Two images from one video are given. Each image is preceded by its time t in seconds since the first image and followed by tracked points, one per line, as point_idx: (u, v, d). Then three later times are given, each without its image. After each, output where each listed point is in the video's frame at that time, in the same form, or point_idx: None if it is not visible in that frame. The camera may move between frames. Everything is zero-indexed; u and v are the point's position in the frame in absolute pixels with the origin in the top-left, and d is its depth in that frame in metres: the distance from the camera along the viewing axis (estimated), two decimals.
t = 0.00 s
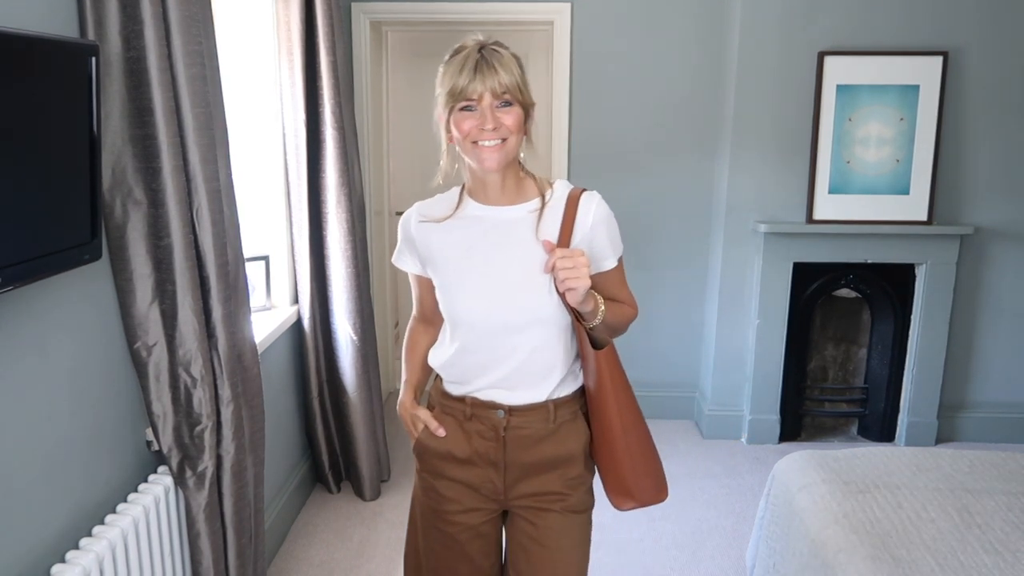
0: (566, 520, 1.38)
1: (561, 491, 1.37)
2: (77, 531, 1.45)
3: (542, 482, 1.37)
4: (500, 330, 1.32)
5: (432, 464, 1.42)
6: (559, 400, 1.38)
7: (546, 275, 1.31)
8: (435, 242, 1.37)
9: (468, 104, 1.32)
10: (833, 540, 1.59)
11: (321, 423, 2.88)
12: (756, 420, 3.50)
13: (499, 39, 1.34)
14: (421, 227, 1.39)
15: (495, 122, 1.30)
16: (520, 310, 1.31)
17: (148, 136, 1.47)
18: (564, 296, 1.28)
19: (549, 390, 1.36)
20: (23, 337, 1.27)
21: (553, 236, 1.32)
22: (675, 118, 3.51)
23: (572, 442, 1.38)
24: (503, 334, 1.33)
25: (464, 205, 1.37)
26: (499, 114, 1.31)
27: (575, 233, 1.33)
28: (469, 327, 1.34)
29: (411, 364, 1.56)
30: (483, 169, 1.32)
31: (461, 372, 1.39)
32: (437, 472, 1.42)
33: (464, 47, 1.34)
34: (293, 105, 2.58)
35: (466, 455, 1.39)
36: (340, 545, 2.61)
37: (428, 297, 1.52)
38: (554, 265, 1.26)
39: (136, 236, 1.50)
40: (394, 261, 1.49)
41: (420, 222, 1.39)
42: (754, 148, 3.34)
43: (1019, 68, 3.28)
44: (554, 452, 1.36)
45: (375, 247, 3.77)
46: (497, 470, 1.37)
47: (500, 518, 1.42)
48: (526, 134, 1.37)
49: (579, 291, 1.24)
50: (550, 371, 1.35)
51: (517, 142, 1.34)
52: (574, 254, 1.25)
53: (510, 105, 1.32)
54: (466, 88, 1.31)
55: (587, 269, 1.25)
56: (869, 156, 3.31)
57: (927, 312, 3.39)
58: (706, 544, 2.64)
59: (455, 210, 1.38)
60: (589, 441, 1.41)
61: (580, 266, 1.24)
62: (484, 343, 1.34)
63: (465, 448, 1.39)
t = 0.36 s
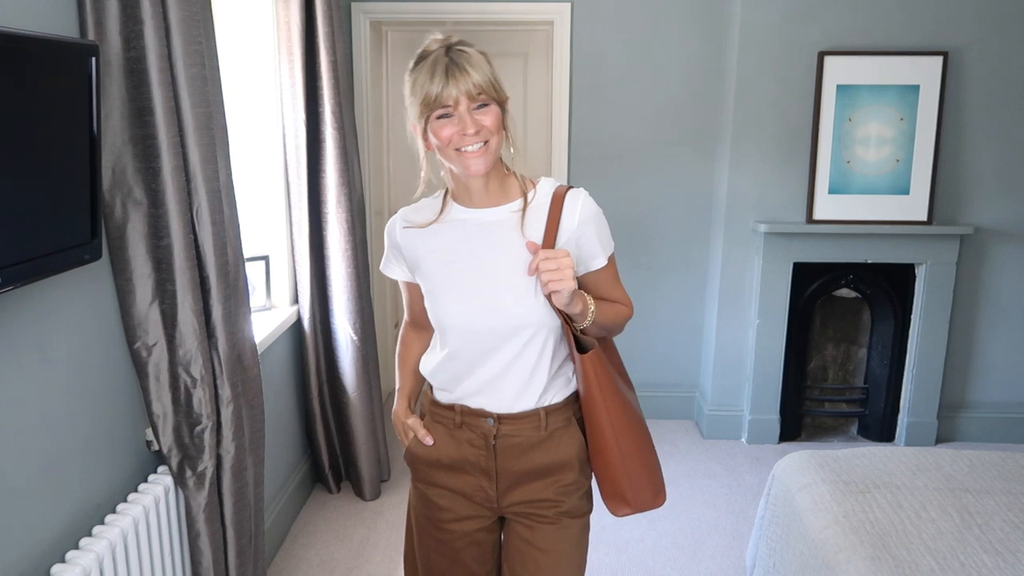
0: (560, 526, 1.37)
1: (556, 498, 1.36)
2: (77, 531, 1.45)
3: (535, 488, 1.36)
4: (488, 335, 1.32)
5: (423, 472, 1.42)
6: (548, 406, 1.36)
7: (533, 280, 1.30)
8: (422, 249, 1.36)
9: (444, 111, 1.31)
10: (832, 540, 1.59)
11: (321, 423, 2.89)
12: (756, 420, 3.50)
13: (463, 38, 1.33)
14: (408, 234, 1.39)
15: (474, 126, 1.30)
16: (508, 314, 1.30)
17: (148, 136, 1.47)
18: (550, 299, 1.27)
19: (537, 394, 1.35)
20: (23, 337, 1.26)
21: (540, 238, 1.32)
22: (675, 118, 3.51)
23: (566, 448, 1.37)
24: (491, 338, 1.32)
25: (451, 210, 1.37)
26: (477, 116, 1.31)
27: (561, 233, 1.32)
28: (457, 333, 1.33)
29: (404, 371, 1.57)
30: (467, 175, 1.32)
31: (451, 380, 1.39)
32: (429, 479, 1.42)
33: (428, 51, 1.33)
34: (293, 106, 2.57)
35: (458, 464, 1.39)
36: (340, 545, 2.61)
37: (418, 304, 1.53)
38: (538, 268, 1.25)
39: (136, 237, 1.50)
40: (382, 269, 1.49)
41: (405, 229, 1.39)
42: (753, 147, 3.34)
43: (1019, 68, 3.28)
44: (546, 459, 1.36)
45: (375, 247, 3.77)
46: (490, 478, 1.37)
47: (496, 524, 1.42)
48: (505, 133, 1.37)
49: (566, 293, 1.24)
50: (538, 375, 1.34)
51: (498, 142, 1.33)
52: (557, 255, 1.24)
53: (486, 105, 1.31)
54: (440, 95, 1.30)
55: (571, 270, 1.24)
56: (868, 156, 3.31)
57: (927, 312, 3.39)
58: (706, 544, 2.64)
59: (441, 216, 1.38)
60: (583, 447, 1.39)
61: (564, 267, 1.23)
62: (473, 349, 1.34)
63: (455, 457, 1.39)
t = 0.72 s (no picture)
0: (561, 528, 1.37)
1: (555, 502, 1.36)
2: (77, 532, 1.45)
3: (536, 491, 1.36)
4: (485, 338, 1.32)
5: (421, 477, 1.42)
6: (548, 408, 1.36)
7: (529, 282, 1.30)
8: (420, 253, 1.37)
9: (429, 116, 1.31)
10: (832, 540, 1.59)
11: (321, 423, 2.89)
12: (756, 421, 3.50)
13: (443, 39, 1.33)
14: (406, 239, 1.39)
15: (462, 131, 1.30)
16: (505, 317, 1.30)
17: (148, 136, 1.47)
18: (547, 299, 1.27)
19: (536, 396, 1.35)
20: (23, 338, 1.26)
21: (534, 238, 1.31)
22: (675, 118, 3.51)
23: (566, 451, 1.37)
24: (487, 342, 1.32)
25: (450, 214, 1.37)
26: (464, 120, 1.31)
27: (557, 232, 1.32)
28: (454, 337, 1.33)
29: (400, 378, 1.57)
30: (460, 179, 1.32)
31: (448, 386, 1.39)
32: (428, 484, 1.42)
33: (408, 56, 1.32)
34: (293, 106, 2.57)
35: (457, 469, 1.38)
36: (340, 545, 2.61)
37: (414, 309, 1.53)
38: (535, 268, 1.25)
39: (136, 237, 1.50)
40: (379, 275, 1.49)
41: (400, 235, 1.39)
42: (754, 147, 3.34)
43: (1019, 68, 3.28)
44: (545, 462, 1.36)
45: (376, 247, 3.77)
46: (489, 483, 1.37)
47: (496, 529, 1.42)
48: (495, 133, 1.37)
49: (563, 295, 1.24)
50: (535, 378, 1.34)
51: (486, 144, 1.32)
52: (554, 256, 1.24)
53: (472, 107, 1.31)
54: (424, 100, 1.30)
55: (568, 271, 1.24)
56: (868, 156, 3.31)
57: (928, 313, 3.39)
58: (706, 544, 2.64)
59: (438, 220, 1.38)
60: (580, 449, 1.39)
61: (562, 270, 1.23)
62: (470, 352, 1.34)
63: (454, 461, 1.38)
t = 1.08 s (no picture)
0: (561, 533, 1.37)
1: (556, 505, 1.36)
2: (77, 532, 1.45)
3: (536, 496, 1.36)
4: (483, 342, 1.32)
5: (420, 483, 1.42)
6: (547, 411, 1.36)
7: (529, 284, 1.30)
8: (417, 256, 1.36)
9: (427, 116, 1.31)
10: (832, 540, 1.59)
11: (321, 423, 2.88)
12: (756, 421, 3.50)
13: (442, 39, 1.32)
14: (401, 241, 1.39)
15: (460, 133, 1.30)
16: (504, 320, 1.30)
17: (148, 136, 1.47)
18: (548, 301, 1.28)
19: (535, 400, 1.35)
20: (22, 337, 1.26)
21: (535, 240, 1.32)
22: (675, 118, 3.51)
23: (568, 453, 1.37)
24: (485, 345, 1.32)
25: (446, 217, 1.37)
26: (462, 122, 1.31)
27: (557, 234, 1.33)
28: (452, 340, 1.33)
29: (397, 382, 1.57)
30: (458, 181, 1.32)
31: (447, 390, 1.38)
32: (427, 490, 1.42)
33: (408, 54, 1.32)
34: (293, 106, 2.57)
35: (457, 474, 1.38)
36: (340, 545, 2.61)
37: (409, 311, 1.53)
38: (536, 270, 1.25)
39: (136, 237, 1.50)
40: (372, 276, 1.49)
41: (395, 237, 1.39)
42: (754, 148, 3.34)
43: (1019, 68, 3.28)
44: (546, 466, 1.35)
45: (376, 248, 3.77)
46: (489, 487, 1.36)
47: (496, 533, 1.42)
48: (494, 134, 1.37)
49: (566, 297, 1.25)
50: (535, 382, 1.34)
51: (484, 145, 1.32)
52: (556, 257, 1.25)
53: (471, 109, 1.31)
54: (421, 101, 1.29)
55: (570, 272, 1.25)
56: (869, 156, 3.31)
57: (927, 313, 3.39)
58: (706, 544, 2.64)
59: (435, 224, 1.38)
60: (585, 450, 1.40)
61: (565, 271, 1.24)
62: (468, 356, 1.33)
63: (453, 466, 1.38)
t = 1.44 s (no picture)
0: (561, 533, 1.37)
1: (557, 508, 1.36)
2: (77, 531, 1.45)
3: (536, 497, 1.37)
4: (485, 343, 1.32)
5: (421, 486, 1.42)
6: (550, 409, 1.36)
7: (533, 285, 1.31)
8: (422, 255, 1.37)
9: (428, 117, 1.31)
10: (832, 540, 1.59)
11: (321, 423, 2.88)
12: (756, 421, 3.50)
13: (442, 38, 1.32)
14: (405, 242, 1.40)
15: (462, 133, 1.30)
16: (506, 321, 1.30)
17: (148, 136, 1.47)
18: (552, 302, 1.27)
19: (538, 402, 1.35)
20: (22, 337, 1.26)
21: (538, 240, 1.32)
22: (675, 118, 3.51)
23: (569, 455, 1.37)
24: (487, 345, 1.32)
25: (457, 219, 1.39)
26: (464, 121, 1.31)
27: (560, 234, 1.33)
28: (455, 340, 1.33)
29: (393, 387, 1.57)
30: (460, 181, 1.32)
31: (448, 391, 1.38)
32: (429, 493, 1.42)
33: (408, 54, 1.32)
34: (293, 106, 2.57)
35: (458, 479, 1.38)
36: (340, 545, 2.61)
37: (406, 314, 1.53)
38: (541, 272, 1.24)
39: (136, 237, 1.50)
40: (370, 276, 1.48)
41: (397, 235, 1.39)
42: (754, 148, 3.34)
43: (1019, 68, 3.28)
44: (547, 469, 1.35)
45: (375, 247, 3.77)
46: (490, 491, 1.36)
47: (497, 537, 1.42)
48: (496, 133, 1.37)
49: (570, 298, 1.24)
50: (538, 382, 1.34)
51: (486, 145, 1.32)
52: (560, 258, 1.24)
53: (472, 108, 1.31)
54: (422, 101, 1.30)
55: (575, 272, 1.24)
56: (868, 156, 3.31)
57: (927, 313, 3.39)
58: (706, 544, 2.64)
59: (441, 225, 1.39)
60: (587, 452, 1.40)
61: (569, 272, 1.23)
62: (471, 356, 1.34)
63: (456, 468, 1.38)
